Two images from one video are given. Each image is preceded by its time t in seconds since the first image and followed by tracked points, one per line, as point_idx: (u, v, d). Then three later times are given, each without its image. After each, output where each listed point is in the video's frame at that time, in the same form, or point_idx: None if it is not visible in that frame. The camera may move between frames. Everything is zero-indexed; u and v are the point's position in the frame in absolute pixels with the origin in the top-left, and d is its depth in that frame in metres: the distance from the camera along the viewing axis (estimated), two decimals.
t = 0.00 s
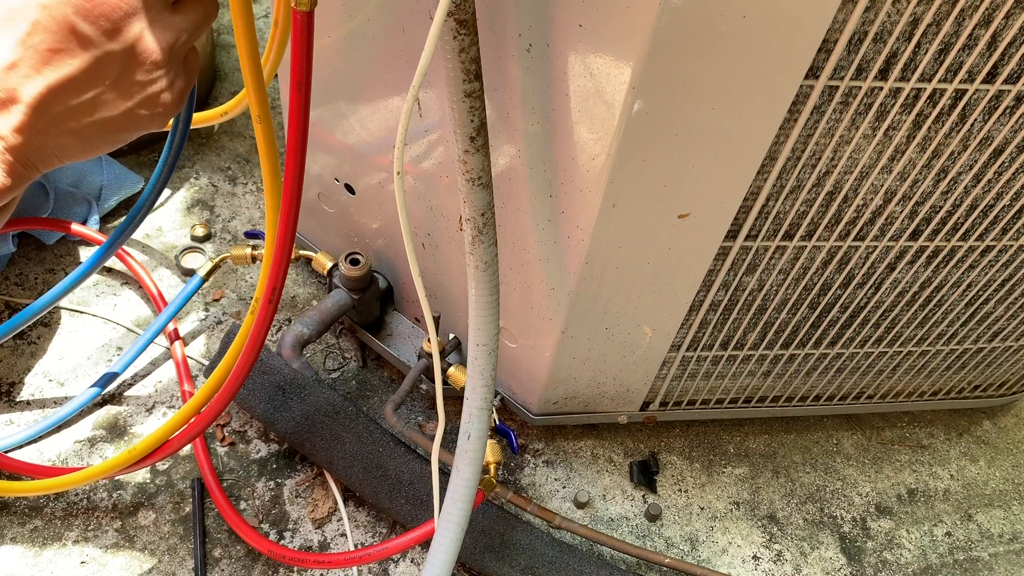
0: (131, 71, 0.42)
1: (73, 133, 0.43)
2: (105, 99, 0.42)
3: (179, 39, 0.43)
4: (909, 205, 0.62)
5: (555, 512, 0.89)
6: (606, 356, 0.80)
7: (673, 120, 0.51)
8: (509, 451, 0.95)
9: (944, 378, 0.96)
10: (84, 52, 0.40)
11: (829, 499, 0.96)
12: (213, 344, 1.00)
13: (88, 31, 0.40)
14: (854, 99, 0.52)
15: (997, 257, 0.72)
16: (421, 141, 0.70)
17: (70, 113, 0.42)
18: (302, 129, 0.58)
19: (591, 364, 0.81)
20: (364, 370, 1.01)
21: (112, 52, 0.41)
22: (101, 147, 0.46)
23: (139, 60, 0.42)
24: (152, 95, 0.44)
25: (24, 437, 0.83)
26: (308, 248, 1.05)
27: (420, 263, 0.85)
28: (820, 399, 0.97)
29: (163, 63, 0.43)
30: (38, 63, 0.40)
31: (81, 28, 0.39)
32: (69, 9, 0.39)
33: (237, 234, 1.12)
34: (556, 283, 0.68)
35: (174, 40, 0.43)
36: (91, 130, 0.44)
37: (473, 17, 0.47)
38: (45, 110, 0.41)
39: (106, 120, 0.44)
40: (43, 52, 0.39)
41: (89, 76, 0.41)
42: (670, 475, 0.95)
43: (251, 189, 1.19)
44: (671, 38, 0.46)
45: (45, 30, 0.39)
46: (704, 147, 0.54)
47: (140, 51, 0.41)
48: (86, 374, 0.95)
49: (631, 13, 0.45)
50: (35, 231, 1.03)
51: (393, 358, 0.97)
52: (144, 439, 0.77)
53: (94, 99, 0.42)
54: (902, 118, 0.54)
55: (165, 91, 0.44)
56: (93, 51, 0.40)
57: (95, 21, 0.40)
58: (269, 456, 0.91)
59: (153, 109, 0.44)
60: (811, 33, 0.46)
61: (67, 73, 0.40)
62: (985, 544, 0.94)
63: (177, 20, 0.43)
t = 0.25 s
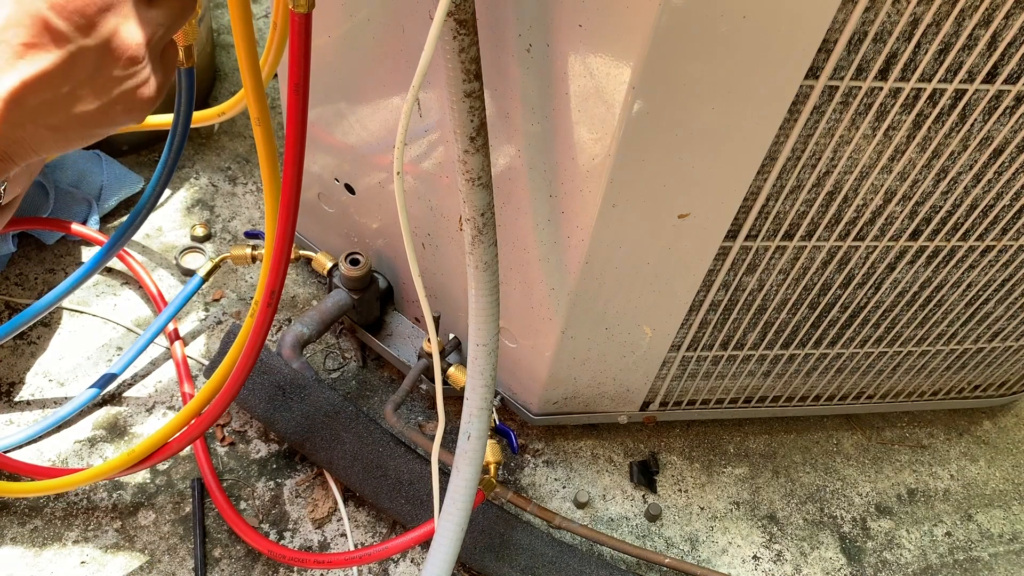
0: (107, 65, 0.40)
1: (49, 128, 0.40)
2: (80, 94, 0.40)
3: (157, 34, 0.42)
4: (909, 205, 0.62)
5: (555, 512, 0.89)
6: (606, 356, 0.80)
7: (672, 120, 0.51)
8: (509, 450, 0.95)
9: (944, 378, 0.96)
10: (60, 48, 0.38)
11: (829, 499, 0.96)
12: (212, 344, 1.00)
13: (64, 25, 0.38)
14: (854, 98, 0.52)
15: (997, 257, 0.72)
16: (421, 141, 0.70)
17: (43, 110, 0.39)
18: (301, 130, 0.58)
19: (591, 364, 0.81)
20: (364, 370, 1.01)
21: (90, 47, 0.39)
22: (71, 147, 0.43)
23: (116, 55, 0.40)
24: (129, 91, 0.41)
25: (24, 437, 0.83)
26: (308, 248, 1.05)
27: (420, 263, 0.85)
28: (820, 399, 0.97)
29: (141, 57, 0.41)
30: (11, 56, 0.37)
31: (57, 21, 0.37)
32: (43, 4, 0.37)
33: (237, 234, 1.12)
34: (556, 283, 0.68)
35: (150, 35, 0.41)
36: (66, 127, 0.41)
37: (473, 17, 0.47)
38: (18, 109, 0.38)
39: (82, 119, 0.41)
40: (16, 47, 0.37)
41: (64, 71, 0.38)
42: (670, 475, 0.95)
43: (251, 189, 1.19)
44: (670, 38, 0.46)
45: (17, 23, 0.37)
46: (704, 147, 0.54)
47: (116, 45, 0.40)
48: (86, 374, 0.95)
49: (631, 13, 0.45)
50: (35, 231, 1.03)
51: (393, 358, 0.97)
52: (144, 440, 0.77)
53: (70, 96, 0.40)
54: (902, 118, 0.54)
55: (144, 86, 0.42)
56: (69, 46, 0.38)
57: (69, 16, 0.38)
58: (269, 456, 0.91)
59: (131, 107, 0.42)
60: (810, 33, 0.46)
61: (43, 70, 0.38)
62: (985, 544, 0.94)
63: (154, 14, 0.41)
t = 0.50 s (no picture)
0: (96, 52, 0.41)
1: (40, 113, 0.42)
2: (69, 79, 0.41)
3: (147, 21, 0.42)
4: (909, 205, 0.62)
5: (555, 512, 0.89)
6: (606, 356, 0.80)
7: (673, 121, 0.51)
8: (509, 451, 0.95)
9: (944, 378, 0.96)
10: (47, 35, 0.39)
11: (829, 499, 0.96)
12: (213, 344, 1.00)
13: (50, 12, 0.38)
14: (854, 98, 0.52)
15: (997, 257, 0.72)
16: (421, 141, 0.70)
17: (33, 94, 0.41)
18: (302, 131, 0.58)
19: (591, 364, 0.81)
20: (364, 370, 1.01)
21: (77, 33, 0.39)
22: (67, 128, 0.45)
23: (106, 41, 0.41)
24: (120, 77, 0.42)
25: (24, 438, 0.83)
26: (308, 248, 1.05)
27: (420, 263, 0.85)
28: (820, 399, 0.97)
29: (132, 44, 0.41)
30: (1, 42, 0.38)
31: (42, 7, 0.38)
32: None
33: (237, 234, 1.12)
34: (556, 283, 0.68)
35: (141, 20, 0.42)
36: (58, 111, 0.43)
37: (473, 17, 0.47)
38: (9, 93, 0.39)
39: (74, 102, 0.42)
40: (5, 33, 0.38)
41: (52, 57, 0.40)
42: (670, 475, 0.95)
43: (251, 189, 1.19)
44: (670, 39, 0.46)
45: (10, 11, 0.38)
46: (704, 147, 0.54)
47: (105, 32, 0.40)
48: (86, 375, 0.95)
49: (631, 13, 0.45)
50: (35, 231, 1.03)
51: (393, 358, 0.97)
52: (145, 442, 0.77)
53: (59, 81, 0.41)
54: (902, 118, 0.54)
55: (135, 72, 0.43)
56: (58, 32, 0.39)
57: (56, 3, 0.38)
58: (270, 456, 0.91)
59: (123, 93, 0.43)
60: (810, 34, 0.46)
61: (30, 56, 0.39)
62: (985, 544, 0.94)
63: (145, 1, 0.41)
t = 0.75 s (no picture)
0: (102, 49, 0.42)
1: (40, 111, 0.43)
2: (72, 76, 0.42)
3: (153, 22, 0.43)
4: (909, 205, 0.62)
5: (555, 512, 0.89)
6: (606, 356, 0.80)
7: (672, 120, 0.51)
8: (509, 450, 0.95)
9: (944, 378, 0.96)
10: (56, 29, 0.40)
11: (829, 499, 0.96)
12: (213, 344, 1.00)
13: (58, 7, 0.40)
14: (854, 99, 0.52)
15: (997, 257, 0.72)
16: (421, 141, 0.70)
17: (36, 90, 0.42)
18: (302, 129, 0.58)
19: (591, 364, 0.81)
20: (364, 370, 1.01)
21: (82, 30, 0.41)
22: (70, 128, 0.46)
23: (112, 42, 0.42)
24: (121, 77, 0.43)
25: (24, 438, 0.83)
26: (308, 248, 1.05)
27: (419, 263, 0.85)
28: (820, 399, 0.97)
29: (137, 43, 0.42)
30: (10, 36, 0.39)
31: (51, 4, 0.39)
32: None
33: (237, 234, 1.12)
34: (556, 283, 0.68)
35: (147, 23, 0.42)
36: (59, 109, 0.44)
37: (473, 17, 0.47)
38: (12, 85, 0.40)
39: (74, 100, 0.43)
40: (15, 27, 0.39)
41: (58, 53, 0.41)
42: (670, 475, 0.95)
43: (251, 189, 1.19)
44: (671, 38, 0.46)
45: (23, 6, 0.39)
46: (704, 147, 0.54)
47: (111, 30, 0.41)
48: (86, 375, 0.95)
49: (631, 13, 0.45)
50: (35, 231, 1.03)
51: (393, 358, 0.97)
52: (145, 440, 0.77)
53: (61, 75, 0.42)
54: (902, 118, 0.54)
55: (137, 71, 0.44)
56: (66, 29, 0.40)
57: None
58: (269, 456, 0.91)
59: (124, 94, 0.44)
60: (810, 33, 0.46)
61: (37, 51, 0.40)
62: (985, 544, 0.94)
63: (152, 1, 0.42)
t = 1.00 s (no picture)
0: (102, 41, 0.43)
1: (39, 103, 0.45)
2: (73, 67, 0.44)
3: (155, 16, 0.43)
4: (909, 205, 0.62)
5: (555, 512, 0.89)
6: (606, 356, 0.80)
7: (673, 120, 0.51)
8: (509, 450, 0.95)
9: (944, 378, 0.96)
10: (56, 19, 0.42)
11: (829, 499, 0.96)
12: (213, 344, 1.00)
13: None
14: (854, 98, 0.52)
15: (997, 257, 0.72)
16: (421, 141, 0.70)
17: (38, 81, 0.44)
18: (304, 128, 0.58)
19: (591, 364, 0.81)
20: (364, 370, 1.01)
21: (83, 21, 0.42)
22: (75, 120, 0.48)
23: (113, 33, 0.42)
24: (124, 69, 0.44)
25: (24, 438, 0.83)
26: (308, 248, 1.05)
27: (419, 263, 0.85)
28: (820, 399, 0.97)
29: (138, 36, 0.43)
30: (12, 26, 0.42)
31: None
32: None
33: (237, 234, 1.12)
34: (556, 283, 0.68)
35: (150, 16, 0.43)
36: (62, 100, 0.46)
37: (473, 17, 0.47)
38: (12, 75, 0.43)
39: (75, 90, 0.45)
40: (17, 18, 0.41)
41: (58, 44, 0.42)
42: (670, 475, 0.95)
43: (251, 189, 1.19)
44: (671, 38, 0.46)
45: None
46: (704, 147, 0.54)
47: (112, 23, 0.42)
48: (86, 375, 0.95)
49: (631, 13, 0.45)
50: (35, 231, 1.03)
51: (393, 358, 0.97)
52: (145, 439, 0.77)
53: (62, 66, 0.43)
54: (902, 118, 0.54)
55: (139, 65, 0.44)
56: (66, 19, 0.42)
57: None
58: (269, 456, 0.91)
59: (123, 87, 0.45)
60: (811, 33, 0.46)
61: (37, 42, 0.42)
62: (985, 544, 0.94)
63: None
